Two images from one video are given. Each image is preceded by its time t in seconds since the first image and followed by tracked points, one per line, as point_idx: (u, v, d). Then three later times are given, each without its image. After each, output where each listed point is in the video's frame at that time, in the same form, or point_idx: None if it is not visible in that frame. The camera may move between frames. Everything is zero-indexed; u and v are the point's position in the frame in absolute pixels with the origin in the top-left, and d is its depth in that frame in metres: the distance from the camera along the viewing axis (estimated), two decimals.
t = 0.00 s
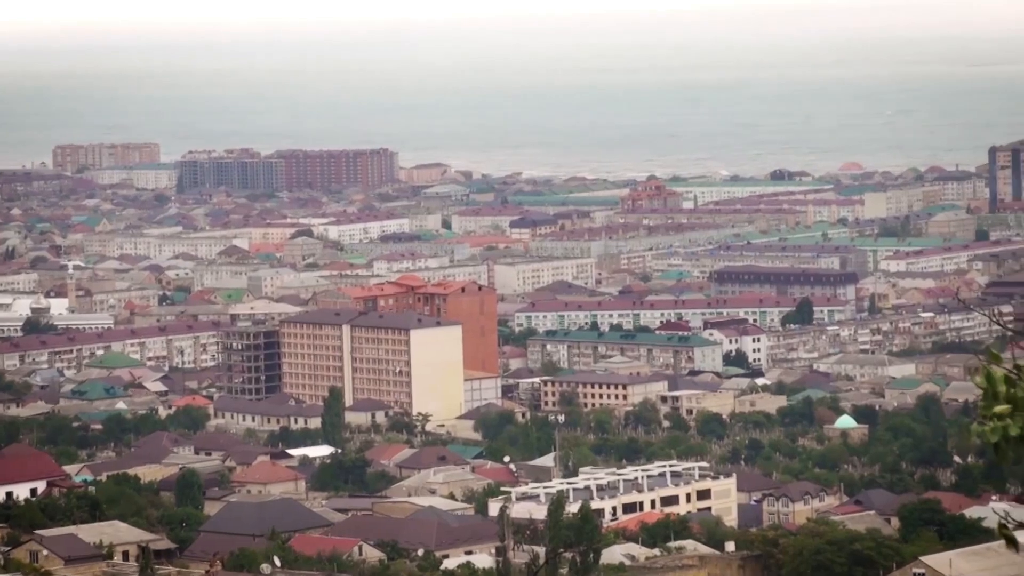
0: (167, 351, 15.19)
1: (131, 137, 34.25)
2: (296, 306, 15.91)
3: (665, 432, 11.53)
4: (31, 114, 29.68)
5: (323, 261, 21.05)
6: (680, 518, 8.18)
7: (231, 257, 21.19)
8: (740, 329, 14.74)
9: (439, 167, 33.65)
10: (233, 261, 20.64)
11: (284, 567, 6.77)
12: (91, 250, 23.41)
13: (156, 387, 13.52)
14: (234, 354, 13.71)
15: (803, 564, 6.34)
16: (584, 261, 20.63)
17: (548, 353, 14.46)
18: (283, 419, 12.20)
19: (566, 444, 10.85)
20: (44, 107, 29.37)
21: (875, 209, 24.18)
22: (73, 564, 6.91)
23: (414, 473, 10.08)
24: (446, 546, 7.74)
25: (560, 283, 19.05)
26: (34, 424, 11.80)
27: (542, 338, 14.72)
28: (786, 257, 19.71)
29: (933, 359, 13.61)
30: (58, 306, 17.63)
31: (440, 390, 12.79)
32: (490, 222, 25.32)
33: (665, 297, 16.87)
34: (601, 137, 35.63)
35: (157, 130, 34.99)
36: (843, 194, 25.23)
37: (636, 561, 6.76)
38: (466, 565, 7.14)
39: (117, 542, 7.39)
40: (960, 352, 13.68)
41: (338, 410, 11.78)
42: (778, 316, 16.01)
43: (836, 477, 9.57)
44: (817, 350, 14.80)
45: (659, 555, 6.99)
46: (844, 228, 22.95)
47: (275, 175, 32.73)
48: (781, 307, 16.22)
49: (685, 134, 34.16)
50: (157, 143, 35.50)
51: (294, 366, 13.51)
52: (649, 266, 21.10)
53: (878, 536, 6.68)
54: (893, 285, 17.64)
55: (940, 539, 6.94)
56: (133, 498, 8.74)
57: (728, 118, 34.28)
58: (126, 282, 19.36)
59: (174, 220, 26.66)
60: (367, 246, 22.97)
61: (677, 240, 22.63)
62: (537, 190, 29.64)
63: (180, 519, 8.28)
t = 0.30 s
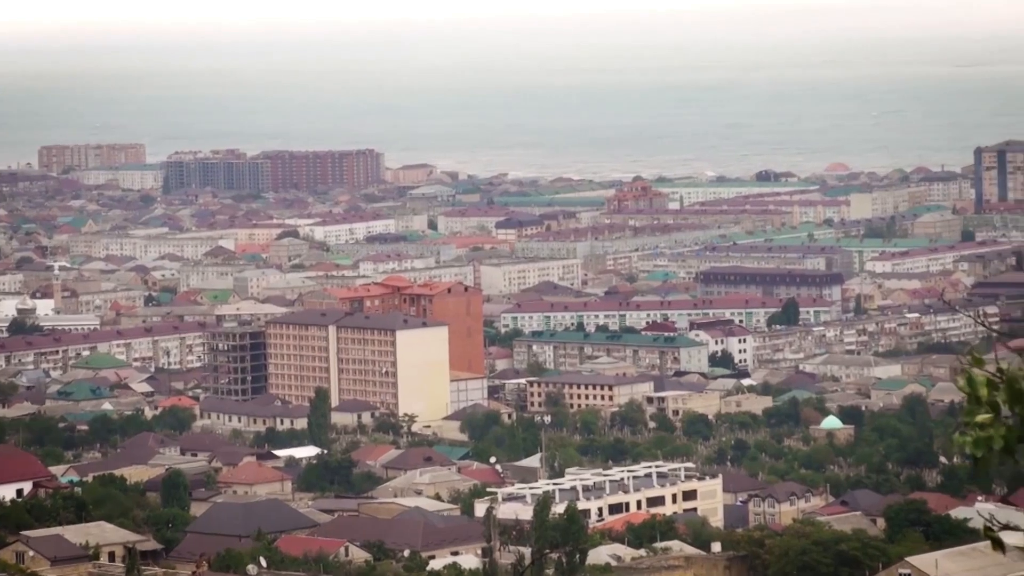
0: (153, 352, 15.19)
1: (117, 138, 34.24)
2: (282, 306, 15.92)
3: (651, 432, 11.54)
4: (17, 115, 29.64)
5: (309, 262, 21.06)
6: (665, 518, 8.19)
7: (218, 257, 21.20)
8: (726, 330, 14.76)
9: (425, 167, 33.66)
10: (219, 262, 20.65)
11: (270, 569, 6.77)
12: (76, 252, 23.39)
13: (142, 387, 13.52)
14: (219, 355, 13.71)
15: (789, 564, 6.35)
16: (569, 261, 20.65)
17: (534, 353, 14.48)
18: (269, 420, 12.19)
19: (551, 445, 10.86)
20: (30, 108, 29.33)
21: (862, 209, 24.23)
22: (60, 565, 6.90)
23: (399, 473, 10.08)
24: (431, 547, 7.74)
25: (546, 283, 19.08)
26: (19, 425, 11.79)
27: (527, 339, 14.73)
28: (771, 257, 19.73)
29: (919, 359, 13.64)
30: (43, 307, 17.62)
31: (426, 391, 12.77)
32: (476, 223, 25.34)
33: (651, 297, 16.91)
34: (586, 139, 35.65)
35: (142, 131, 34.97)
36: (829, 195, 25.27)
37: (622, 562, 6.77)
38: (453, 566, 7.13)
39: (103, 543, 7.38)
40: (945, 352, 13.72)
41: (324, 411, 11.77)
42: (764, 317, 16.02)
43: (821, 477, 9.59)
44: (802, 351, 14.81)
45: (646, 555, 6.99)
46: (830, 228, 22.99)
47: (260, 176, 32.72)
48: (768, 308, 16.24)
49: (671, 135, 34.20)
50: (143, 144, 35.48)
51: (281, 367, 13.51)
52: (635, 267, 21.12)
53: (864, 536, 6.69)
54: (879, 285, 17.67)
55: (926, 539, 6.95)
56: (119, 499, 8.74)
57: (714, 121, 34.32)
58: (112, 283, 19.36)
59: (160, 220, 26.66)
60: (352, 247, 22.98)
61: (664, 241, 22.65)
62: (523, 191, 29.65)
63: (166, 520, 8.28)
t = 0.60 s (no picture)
0: (141, 352, 15.18)
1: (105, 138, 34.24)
2: (270, 306, 15.92)
3: (639, 432, 11.55)
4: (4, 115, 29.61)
5: (298, 262, 21.05)
6: (653, 518, 8.19)
7: (205, 257, 21.18)
8: (714, 330, 14.77)
9: (412, 168, 33.66)
10: (207, 262, 20.66)
11: (257, 569, 6.77)
12: (64, 252, 23.37)
13: (130, 388, 13.52)
14: (207, 355, 13.72)
15: (776, 565, 6.37)
16: (557, 262, 20.65)
17: (522, 354, 14.48)
18: (257, 421, 12.19)
19: (539, 445, 10.87)
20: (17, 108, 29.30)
21: (849, 210, 24.25)
22: (48, 564, 6.90)
23: (388, 474, 10.08)
24: (419, 548, 7.74)
25: (534, 283, 19.10)
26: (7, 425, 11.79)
27: (515, 339, 14.73)
28: (759, 257, 19.76)
29: (906, 359, 13.67)
30: (31, 308, 17.61)
31: (414, 392, 12.77)
32: (464, 223, 25.35)
33: (640, 297, 16.94)
34: (573, 140, 35.68)
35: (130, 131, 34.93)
36: (816, 195, 25.30)
37: (609, 562, 6.77)
38: (441, 566, 7.13)
39: (92, 543, 7.38)
40: (933, 353, 13.73)
41: (312, 412, 11.77)
42: (751, 317, 16.04)
43: (808, 477, 9.60)
44: (790, 351, 14.82)
45: (634, 555, 7.00)
46: (818, 228, 23.02)
47: (248, 176, 32.70)
48: (755, 308, 16.25)
49: (659, 135, 34.23)
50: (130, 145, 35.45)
51: (269, 368, 13.52)
52: (623, 267, 21.14)
53: (851, 535, 6.70)
54: (866, 286, 17.69)
55: (913, 540, 6.97)
56: (107, 499, 8.74)
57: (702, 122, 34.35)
58: (100, 283, 19.35)
59: (147, 220, 26.65)
60: (340, 247, 22.97)
61: (652, 242, 22.66)
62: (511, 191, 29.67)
63: (154, 520, 8.28)
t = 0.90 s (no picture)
0: (128, 353, 15.18)
1: (92, 138, 34.20)
2: (257, 307, 15.93)
3: (626, 432, 11.55)
4: None
5: (285, 262, 21.03)
6: (641, 518, 8.20)
7: (193, 258, 21.15)
8: (701, 330, 14.78)
9: (400, 168, 33.66)
10: (195, 262, 20.65)
11: (245, 569, 6.77)
12: (51, 252, 23.35)
13: (117, 388, 13.51)
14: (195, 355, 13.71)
15: (763, 565, 6.38)
16: (545, 262, 20.67)
17: (509, 354, 14.48)
18: (244, 421, 12.18)
19: (527, 445, 10.87)
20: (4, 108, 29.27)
21: (837, 210, 24.26)
22: (34, 565, 6.89)
23: (375, 474, 10.08)
24: (407, 548, 7.74)
25: (521, 283, 19.11)
26: None
27: (503, 339, 14.73)
28: (746, 257, 19.78)
29: (893, 359, 13.70)
30: (18, 308, 17.59)
31: (401, 392, 12.75)
32: (451, 223, 25.36)
33: (628, 297, 16.96)
34: (561, 140, 35.70)
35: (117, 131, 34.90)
36: (803, 195, 25.33)
37: (596, 562, 6.77)
38: (428, 566, 7.13)
39: (78, 543, 7.37)
40: (920, 353, 13.76)
41: (300, 412, 11.77)
42: (738, 317, 16.05)
43: (795, 477, 9.61)
44: (777, 351, 14.83)
45: (621, 556, 7.00)
46: (805, 228, 23.06)
47: (236, 177, 32.69)
48: (743, 308, 16.26)
49: (647, 135, 34.26)
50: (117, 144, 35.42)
51: (257, 368, 13.51)
52: (611, 267, 21.16)
53: (838, 536, 6.71)
54: (853, 286, 17.72)
55: (900, 540, 6.98)
56: (94, 499, 8.73)
57: (690, 122, 34.39)
58: (87, 283, 19.33)
59: (135, 220, 26.64)
60: (327, 247, 22.96)
61: (639, 242, 22.68)
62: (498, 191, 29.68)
63: (142, 521, 8.27)
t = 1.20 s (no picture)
0: (114, 352, 15.18)
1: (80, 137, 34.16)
2: (243, 305, 15.92)
3: (613, 432, 11.55)
4: None
5: (271, 262, 21.01)
6: (627, 518, 8.20)
7: (179, 257, 21.13)
8: (688, 330, 14.78)
9: (387, 167, 33.64)
10: (181, 261, 20.63)
11: (231, 568, 6.77)
12: (37, 250, 23.32)
13: (103, 387, 13.49)
14: (181, 354, 13.71)
15: (749, 565, 6.38)
16: (531, 261, 20.66)
17: (497, 353, 14.49)
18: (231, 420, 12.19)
19: (513, 445, 10.87)
20: None
21: (823, 209, 24.29)
22: (20, 564, 6.88)
23: (361, 473, 10.07)
24: (393, 547, 7.74)
25: (508, 283, 19.11)
26: None
27: (490, 339, 14.74)
28: (732, 257, 19.78)
29: (879, 359, 13.70)
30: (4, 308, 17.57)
31: (388, 391, 12.75)
32: (438, 223, 25.34)
33: (614, 297, 16.96)
34: (547, 140, 35.68)
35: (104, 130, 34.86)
36: (790, 195, 25.34)
37: (582, 561, 6.77)
38: (414, 565, 7.13)
39: (64, 542, 7.37)
40: (907, 353, 13.76)
41: (287, 411, 11.77)
42: (725, 316, 16.06)
43: (782, 477, 9.61)
44: (764, 351, 14.85)
45: (607, 555, 7.00)
46: (792, 228, 23.06)
47: (223, 175, 32.66)
48: (729, 308, 16.26)
49: (634, 135, 34.25)
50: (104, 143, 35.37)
51: (244, 367, 13.52)
52: (598, 266, 21.16)
53: (823, 535, 6.71)
54: (840, 286, 17.72)
55: (886, 539, 6.97)
56: (80, 498, 8.73)
57: (676, 121, 34.38)
58: (74, 282, 19.31)
59: (121, 219, 26.60)
60: (315, 246, 22.95)
61: (626, 241, 22.68)
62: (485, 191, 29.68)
63: (129, 520, 8.27)
